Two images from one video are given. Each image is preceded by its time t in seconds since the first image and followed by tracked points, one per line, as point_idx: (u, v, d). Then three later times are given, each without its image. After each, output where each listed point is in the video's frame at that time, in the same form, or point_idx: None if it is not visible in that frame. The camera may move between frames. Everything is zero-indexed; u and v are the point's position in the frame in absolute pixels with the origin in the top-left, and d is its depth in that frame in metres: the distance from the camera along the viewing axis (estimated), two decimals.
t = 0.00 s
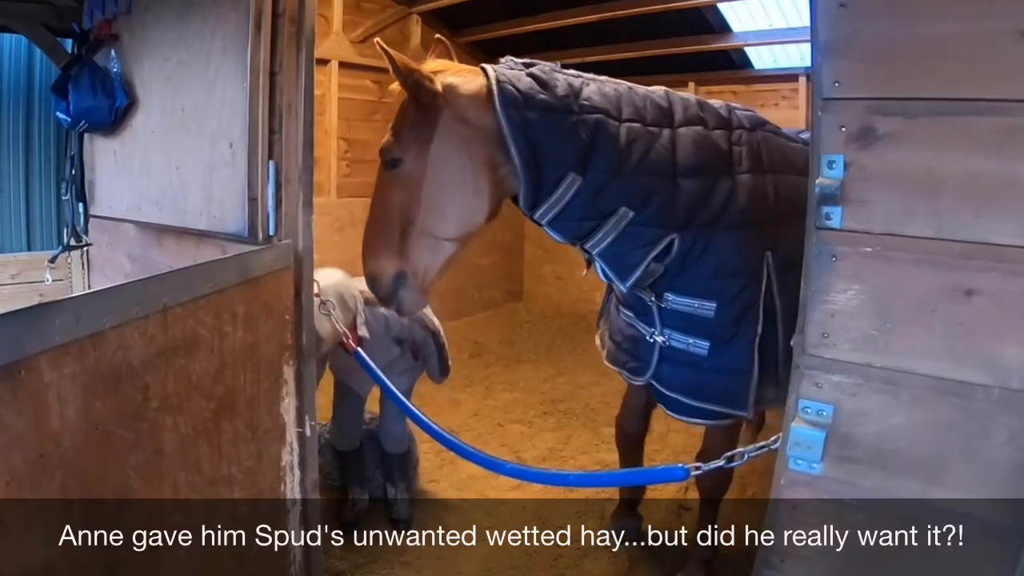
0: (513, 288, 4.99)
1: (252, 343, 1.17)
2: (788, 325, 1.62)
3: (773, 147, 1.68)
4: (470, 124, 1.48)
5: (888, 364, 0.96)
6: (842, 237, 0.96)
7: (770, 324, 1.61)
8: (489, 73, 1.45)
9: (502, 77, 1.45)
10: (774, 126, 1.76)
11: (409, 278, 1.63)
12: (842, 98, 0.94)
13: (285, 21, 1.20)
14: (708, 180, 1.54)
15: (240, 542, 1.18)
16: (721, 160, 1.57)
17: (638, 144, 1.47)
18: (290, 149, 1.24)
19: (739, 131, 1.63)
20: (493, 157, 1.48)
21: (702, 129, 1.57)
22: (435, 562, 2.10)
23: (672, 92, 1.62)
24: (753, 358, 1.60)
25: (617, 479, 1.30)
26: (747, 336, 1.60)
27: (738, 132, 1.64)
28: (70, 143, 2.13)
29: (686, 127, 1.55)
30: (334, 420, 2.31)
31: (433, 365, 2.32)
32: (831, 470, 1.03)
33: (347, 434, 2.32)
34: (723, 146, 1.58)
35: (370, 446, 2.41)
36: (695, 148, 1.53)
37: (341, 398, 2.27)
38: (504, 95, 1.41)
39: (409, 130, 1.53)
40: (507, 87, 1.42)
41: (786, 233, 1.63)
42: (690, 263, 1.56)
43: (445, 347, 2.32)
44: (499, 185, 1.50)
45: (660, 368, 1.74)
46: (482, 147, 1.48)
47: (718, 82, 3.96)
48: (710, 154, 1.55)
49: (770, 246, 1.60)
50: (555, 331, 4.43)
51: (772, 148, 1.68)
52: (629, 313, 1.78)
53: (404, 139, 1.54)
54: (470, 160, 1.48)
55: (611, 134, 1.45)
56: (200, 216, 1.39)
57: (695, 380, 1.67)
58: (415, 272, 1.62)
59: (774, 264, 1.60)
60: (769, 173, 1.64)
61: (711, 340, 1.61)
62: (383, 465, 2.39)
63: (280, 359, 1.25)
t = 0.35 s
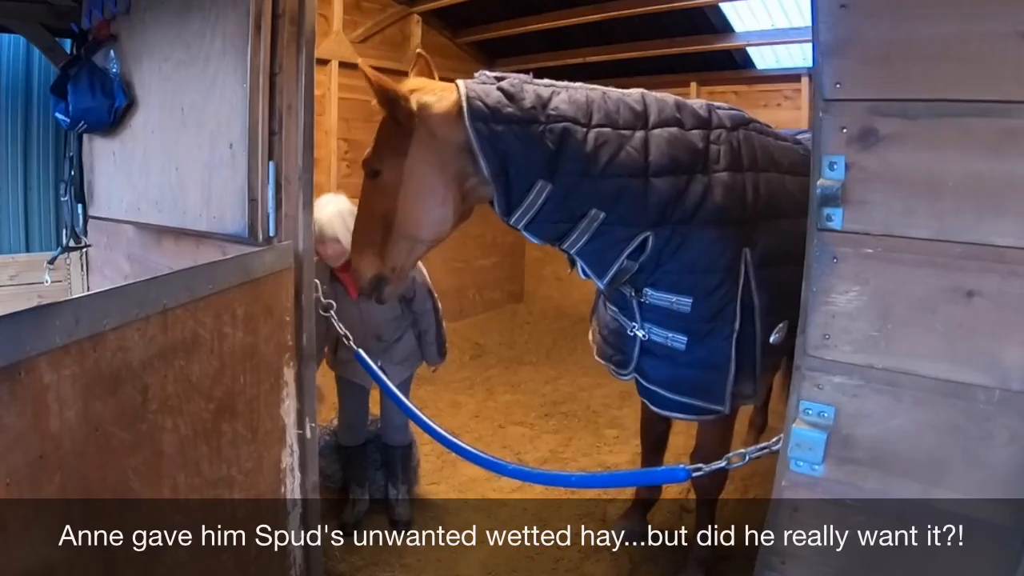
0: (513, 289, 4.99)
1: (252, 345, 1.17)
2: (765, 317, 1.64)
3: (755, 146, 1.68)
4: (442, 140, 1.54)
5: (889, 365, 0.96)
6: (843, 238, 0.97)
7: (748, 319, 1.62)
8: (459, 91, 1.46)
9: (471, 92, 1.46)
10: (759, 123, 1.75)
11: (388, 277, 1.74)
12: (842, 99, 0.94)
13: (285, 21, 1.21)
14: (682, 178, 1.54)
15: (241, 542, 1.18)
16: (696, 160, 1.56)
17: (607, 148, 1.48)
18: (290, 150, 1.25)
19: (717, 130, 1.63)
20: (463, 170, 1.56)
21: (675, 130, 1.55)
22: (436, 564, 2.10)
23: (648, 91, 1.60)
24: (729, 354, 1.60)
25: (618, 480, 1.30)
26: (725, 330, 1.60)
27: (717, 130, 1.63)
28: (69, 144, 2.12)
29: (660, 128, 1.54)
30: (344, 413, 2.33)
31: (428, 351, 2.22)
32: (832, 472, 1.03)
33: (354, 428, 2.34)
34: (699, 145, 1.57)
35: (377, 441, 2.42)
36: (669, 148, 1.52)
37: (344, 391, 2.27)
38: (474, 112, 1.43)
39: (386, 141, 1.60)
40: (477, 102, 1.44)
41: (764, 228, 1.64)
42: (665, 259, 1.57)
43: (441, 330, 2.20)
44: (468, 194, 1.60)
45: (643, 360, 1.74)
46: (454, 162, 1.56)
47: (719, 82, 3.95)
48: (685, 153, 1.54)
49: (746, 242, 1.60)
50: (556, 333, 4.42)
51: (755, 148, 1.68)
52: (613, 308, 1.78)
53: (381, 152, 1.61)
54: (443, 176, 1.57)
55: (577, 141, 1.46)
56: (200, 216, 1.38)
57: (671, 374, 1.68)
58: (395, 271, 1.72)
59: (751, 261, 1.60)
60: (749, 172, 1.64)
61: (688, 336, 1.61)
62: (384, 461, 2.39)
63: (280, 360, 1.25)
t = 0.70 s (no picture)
0: (515, 291, 4.98)
1: (253, 347, 1.16)
2: (757, 321, 1.63)
3: (746, 146, 1.66)
4: (425, 176, 1.64)
5: (895, 367, 0.95)
6: (849, 239, 0.96)
7: (740, 321, 1.61)
8: (443, 122, 1.51)
9: (455, 123, 1.50)
10: (751, 122, 1.72)
11: (392, 305, 1.83)
12: (847, 100, 0.94)
13: (285, 22, 1.20)
14: (669, 183, 1.53)
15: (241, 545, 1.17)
16: (683, 163, 1.55)
17: (591, 163, 1.49)
18: (290, 150, 1.24)
19: (706, 132, 1.62)
20: (448, 202, 1.65)
21: (662, 136, 1.55)
22: (438, 569, 2.08)
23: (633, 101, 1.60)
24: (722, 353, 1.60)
25: (621, 484, 1.30)
26: (718, 330, 1.60)
27: (705, 132, 1.62)
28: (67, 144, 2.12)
29: (644, 137, 1.54)
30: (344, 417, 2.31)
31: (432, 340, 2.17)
32: (838, 475, 1.02)
33: (355, 431, 2.32)
34: (686, 148, 1.56)
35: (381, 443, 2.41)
36: (655, 156, 1.52)
37: (344, 395, 2.26)
38: (458, 142, 1.47)
39: (375, 182, 1.71)
40: (460, 133, 1.48)
41: (752, 227, 1.62)
42: (654, 264, 1.57)
43: (444, 321, 2.18)
44: (454, 225, 1.69)
45: (636, 361, 1.75)
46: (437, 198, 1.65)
47: (723, 83, 3.94)
48: (672, 159, 1.54)
49: (736, 244, 1.59)
50: (559, 335, 4.40)
51: (746, 148, 1.66)
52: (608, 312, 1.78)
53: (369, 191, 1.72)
54: (428, 212, 1.67)
55: (560, 159, 1.47)
56: (200, 218, 1.38)
57: (665, 375, 1.68)
58: (397, 299, 1.82)
59: (742, 261, 1.59)
60: (739, 173, 1.63)
61: (680, 338, 1.62)
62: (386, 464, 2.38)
63: (280, 363, 1.24)
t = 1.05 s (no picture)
0: (518, 294, 4.97)
1: (252, 351, 1.15)
2: (754, 320, 1.61)
3: (743, 147, 1.64)
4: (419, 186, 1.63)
5: (904, 369, 0.94)
6: (857, 240, 0.95)
7: (736, 321, 1.59)
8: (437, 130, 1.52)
9: (448, 132, 1.51)
10: (749, 122, 1.70)
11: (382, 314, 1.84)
12: (855, 98, 0.92)
13: (285, 21, 1.19)
14: (664, 184, 1.52)
15: (240, 553, 1.16)
16: (677, 164, 1.54)
17: (584, 168, 1.49)
18: (290, 150, 1.23)
19: (703, 132, 1.60)
20: (441, 211, 1.64)
21: (656, 138, 1.55)
22: None
23: (626, 106, 1.60)
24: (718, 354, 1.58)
25: (627, 488, 1.28)
26: (713, 331, 1.58)
27: (701, 133, 1.60)
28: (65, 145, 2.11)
29: (639, 140, 1.54)
30: (346, 423, 2.26)
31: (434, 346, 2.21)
32: (846, 480, 1.00)
33: (357, 438, 2.28)
34: (681, 149, 1.55)
35: (385, 449, 2.40)
36: (649, 158, 1.52)
37: (347, 399, 2.25)
38: (451, 150, 1.48)
39: (370, 193, 1.72)
40: (454, 141, 1.49)
41: (748, 228, 1.60)
42: (650, 265, 1.56)
43: (444, 326, 2.23)
44: (446, 233, 1.67)
45: (631, 361, 1.72)
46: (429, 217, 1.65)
47: (729, 83, 3.94)
48: (667, 159, 1.53)
49: (732, 244, 1.57)
50: (562, 339, 4.39)
51: (743, 148, 1.64)
52: (604, 313, 1.75)
53: (366, 201, 1.73)
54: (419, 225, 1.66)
55: (553, 164, 1.48)
56: (198, 220, 1.37)
57: (662, 376, 1.65)
58: (388, 311, 1.83)
59: (738, 262, 1.57)
60: (736, 173, 1.60)
61: (676, 339, 1.59)
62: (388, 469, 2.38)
63: (280, 367, 1.23)
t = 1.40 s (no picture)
0: (522, 298, 4.95)
1: (252, 356, 1.14)
2: (756, 323, 1.58)
3: (746, 149, 1.63)
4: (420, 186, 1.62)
5: (915, 374, 0.92)
6: (866, 242, 0.93)
7: (736, 323, 1.57)
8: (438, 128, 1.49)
9: (449, 130, 1.48)
10: (754, 124, 1.68)
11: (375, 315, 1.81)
12: (865, 99, 0.91)
13: (284, 20, 1.17)
14: (666, 187, 1.51)
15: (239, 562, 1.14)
16: (680, 167, 1.52)
17: (587, 168, 1.47)
18: (289, 152, 1.21)
19: (705, 134, 1.58)
20: (440, 212, 1.63)
21: (659, 140, 1.53)
22: None
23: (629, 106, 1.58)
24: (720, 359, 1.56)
25: (633, 497, 1.26)
26: (714, 335, 1.56)
27: (704, 135, 1.58)
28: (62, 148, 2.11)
29: (642, 141, 1.52)
30: (346, 428, 2.25)
31: (438, 352, 2.20)
32: (855, 487, 0.98)
33: (359, 444, 2.27)
34: (682, 150, 1.53)
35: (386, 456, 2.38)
36: (651, 159, 1.50)
37: (347, 404, 2.23)
38: (452, 150, 1.45)
39: (367, 192, 1.70)
40: (455, 140, 1.46)
41: (750, 231, 1.58)
42: (651, 268, 1.54)
43: (447, 331, 2.21)
44: (446, 233, 1.67)
45: (632, 365, 1.70)
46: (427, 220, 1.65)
47: (736, 83, 3.91)
48: (670, 162, 1.51)
49: (733, 248, 1.55)
50: (567, 343, 4.37)
51: (746, 150, 1.63)
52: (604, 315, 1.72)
53: (363, 201, 1.71)
54: (418, 226, 1.65)
55: (556, 165, 1.45)
56: (197, 223, 1.36)
57: (663, 380, 1.63)
58: (381, 309, 1.81)
59: (740, 266, 1.55)
60: (738, 176, 1.59)
61: (676, 343, 1.57)
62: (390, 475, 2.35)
63: (280, 373, 1.22)
